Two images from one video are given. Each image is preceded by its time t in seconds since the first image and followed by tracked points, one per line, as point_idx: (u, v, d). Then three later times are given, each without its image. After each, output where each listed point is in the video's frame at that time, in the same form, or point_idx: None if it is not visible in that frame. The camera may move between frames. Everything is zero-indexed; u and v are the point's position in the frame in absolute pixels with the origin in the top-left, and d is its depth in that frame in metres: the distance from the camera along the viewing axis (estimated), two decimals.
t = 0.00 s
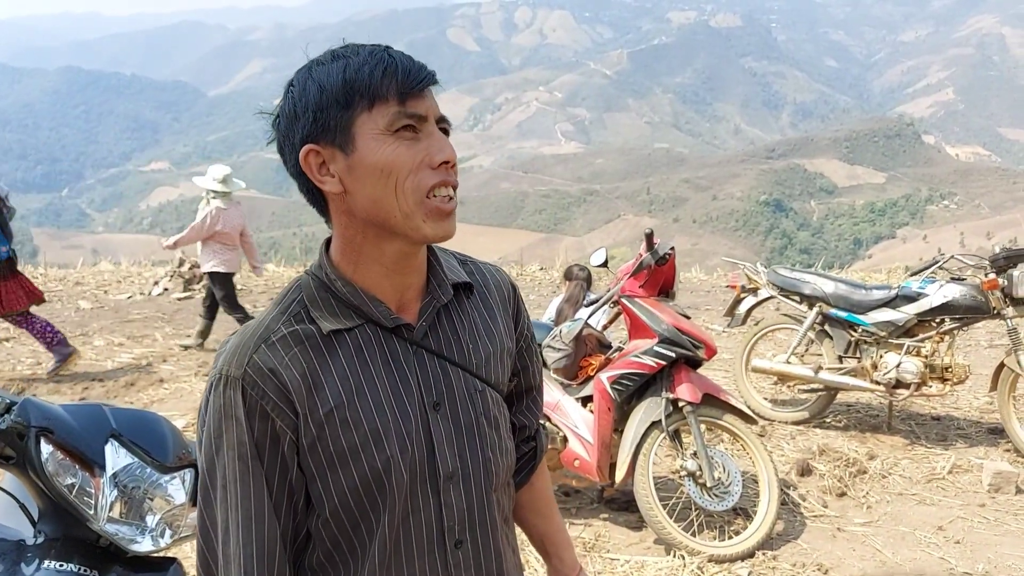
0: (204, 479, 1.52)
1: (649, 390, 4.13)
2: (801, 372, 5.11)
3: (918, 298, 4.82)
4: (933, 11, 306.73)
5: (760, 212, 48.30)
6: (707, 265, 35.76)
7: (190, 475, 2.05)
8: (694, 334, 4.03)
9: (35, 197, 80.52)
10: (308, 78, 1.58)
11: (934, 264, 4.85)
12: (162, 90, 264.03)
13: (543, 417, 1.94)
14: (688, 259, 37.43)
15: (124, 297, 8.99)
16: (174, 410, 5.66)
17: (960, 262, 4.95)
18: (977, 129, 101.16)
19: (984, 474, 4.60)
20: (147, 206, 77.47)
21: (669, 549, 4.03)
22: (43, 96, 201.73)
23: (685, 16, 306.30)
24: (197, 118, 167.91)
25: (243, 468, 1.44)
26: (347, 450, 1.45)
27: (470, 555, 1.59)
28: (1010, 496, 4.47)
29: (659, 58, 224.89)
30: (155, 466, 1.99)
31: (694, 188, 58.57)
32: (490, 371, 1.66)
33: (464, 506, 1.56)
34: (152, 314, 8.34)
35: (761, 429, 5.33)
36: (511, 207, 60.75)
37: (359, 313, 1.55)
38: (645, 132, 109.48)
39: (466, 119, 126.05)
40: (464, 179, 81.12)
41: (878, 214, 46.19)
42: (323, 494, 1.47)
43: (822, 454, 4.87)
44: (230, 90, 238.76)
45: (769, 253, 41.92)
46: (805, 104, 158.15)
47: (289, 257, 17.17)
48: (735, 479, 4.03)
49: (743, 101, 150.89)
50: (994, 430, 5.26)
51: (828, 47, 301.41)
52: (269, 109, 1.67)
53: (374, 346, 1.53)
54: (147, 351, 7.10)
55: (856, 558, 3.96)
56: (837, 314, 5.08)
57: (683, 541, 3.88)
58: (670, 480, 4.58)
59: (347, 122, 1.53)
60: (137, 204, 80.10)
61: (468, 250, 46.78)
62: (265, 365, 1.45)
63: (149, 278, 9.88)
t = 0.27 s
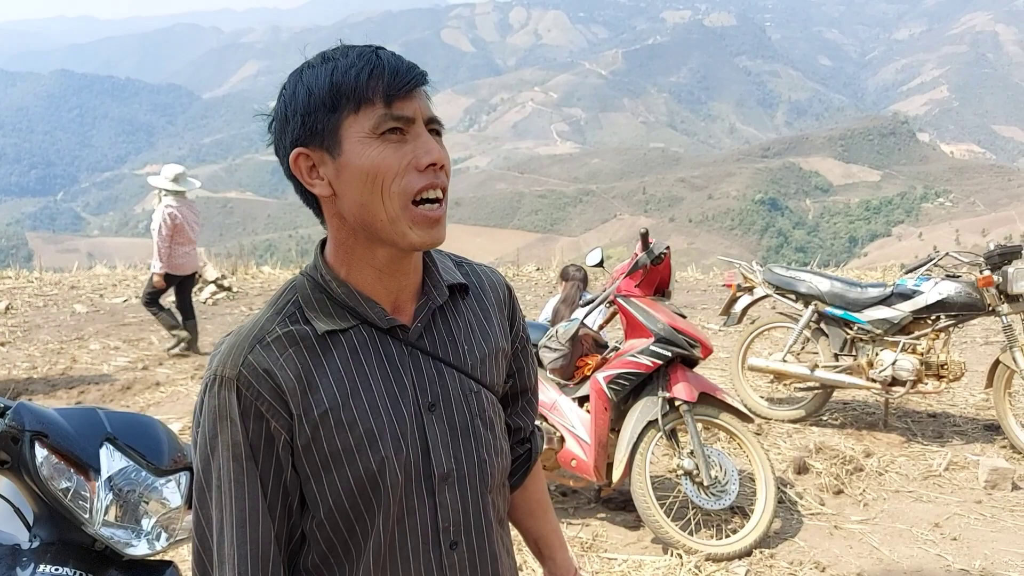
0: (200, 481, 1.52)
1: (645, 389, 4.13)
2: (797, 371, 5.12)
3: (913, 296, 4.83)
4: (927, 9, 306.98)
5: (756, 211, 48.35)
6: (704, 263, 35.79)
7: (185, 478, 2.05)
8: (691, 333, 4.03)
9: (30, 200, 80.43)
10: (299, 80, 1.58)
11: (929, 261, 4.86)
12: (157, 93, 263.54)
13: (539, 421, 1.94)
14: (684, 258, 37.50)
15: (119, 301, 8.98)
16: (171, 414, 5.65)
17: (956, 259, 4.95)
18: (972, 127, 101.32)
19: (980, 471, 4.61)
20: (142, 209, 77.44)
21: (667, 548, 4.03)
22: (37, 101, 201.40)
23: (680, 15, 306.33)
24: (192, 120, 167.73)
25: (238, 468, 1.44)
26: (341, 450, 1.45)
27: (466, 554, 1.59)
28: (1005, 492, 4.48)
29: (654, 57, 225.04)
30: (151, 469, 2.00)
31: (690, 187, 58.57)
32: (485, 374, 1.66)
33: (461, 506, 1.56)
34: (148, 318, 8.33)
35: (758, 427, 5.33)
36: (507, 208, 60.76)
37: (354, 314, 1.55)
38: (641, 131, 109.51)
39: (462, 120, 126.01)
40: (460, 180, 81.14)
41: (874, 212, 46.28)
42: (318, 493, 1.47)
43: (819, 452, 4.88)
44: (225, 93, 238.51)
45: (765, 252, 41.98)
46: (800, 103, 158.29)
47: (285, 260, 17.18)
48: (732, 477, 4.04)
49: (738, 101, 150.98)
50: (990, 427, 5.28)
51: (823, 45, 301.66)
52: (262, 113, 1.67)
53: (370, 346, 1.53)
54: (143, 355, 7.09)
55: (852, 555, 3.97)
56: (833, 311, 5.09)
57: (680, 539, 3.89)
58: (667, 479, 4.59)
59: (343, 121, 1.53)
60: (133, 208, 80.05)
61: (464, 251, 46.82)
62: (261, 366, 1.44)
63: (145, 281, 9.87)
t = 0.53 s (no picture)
0: (188, 476, 1.51)
1: (640, 388, 4.13)
2: (791, 369, 5.13)
3: (906, 293, 4.85)
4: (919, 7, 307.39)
5: (750, 210, 48.43)
6: (697, 262, 35.77)
7: (177, 478, 2.06)
8: (684, 331, 4.04)
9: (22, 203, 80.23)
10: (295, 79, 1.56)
11: (922, 258, 4.88)
12: (148, 94, 262.42)
13: (535, 424, 1.95)
14: (678, 257, 37.59)
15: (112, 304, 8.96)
16: (164, 416, 5.63)
17: (949, 257, 4.96)
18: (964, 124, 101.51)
19: (974, 467, 4.62)
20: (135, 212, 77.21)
21: (662, 547, 4.04)
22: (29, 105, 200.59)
23: (673, 15, 306.26)
24: (183, 122, 167.03)
25: (228, 467, 1.43)
26: (331, 446, 1.45)
27: (458, 553, 1.59)
28: (999, 488, 4.50)
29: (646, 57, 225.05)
30: (144, 472, 2.01)
31: (684, 187, 58.61)
32: (480, 374, 1.66)
33: (450, 506, 1.56)
34: (141, 320, 8.32)
35: (753, 426, 5.34)
36: (501, 209, 60.73)
37: (347, 309, 1.54)
38: (634, 131, 109.53)
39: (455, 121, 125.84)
40: (454, 181, 81.06)
41: (867, 210, 46.39)
42: (307, 489, 1.46)
43: (813, 450, 4.89)
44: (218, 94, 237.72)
45: (759, 250, 42.01)
46: (792, 102, 158.41)
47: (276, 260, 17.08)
48: (726, 475, 4.04)
49: (731, 100, 151.01)
50: (983, 423, 5.30)
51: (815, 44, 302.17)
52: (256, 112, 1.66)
53: (362, 345, 1.52)
54: (137, 357, 7.09)
55: (846, 551, 3.98)
56: (826, 310, 5.10)
57: (677, 538, 3.89)
58: (661, 477, 4.60)
59: (332, 116, 1.53)
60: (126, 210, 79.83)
61: (459, 252, 46.87)
62: (252, 359, 1.44)
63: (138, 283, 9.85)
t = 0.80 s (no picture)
0: (173, 473, 1.49)
1: (629, 388, 4.14)
2: (780, 367, 5.15)
3: (894, 292, 4.87)
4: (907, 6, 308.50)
5: (740, 209, 48.54)
6: (687, 262, 35.85)
7: (161, 480, 2.05)
8: (674, 330, 4.04)
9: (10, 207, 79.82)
10: (280, 76, 1.54)
11: (910, 257, 4.90)
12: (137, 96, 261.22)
13: (524, 425, 1.93)
14: (669, 256, 37.67)
15: (101, 306, 8.94)
16: (152, 419, 5.60)
17: (937, 255, 4.99)
18: (952, 123, 101.96)
19: (963, 465, 4.63)
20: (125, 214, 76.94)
21: (652, 546, 4.04)
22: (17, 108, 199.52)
23: (662, 15, 306.50)
24: (172, 123, 166.36)
25: (211, 466, 1.41)
26: (318, 448, 1.43)
27: (446, 555, 1.57)
28: (988, 485, 4.51)
29: (637, 57, 225.22)
30: (128, 475, 2.00)
31: (675, 186, 58.74)
32: (468, 376, 1.64)
33: (438, 508, 1.54)
34: (130, 322, 8.29)
35: (743, 424, 5.36)
36: (493, 209, 60.72)
37: (330, 308, 1.52)
38: (625, 131, 109.67)
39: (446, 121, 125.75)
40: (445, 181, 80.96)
41: (856, 208, 46.57)
42: (293, 490, 1.44)
43: (804, 448, 4.89)
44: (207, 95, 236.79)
45: (750, 249, 42.11)
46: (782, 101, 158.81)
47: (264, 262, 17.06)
48: (716, 474, 4.04)
49: (722, 100, 151.27)
50: (973, 420, 5.31)
51: (805, 43, 303.05)
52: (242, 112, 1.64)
53: (348, 345, 1.50)
54: (124, 359, 7.08)
55: (836, 549, 3.99)
56: (815, 308, 5.12)
57: (665, 537, 3.89)
58: (652, 477, 4.61)
59: (312, 114, 1.51)
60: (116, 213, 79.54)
61: (450, 252, 46.88)
62: (236, 357, 1.42)
63: (127, 285, 9.81)
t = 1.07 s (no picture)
0: (171, 472, 1.49)
1: (622, 387, 4.14)
2: (772, 366, 5.17)
3: (884, 291, 4.89)
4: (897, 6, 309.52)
5: (732, 208, 48.64)
6: (679, 262, 35.88)
7: (155, 485, 2.05)
8: (666, 330, 4.05)
9: None
10: (273, 75, 1.53)
11: (901, 256, 4.92)
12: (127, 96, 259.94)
13: (516, 427, 1.92)
14: (662, 255, 37.74)
15: (91, 308, 8.89)
16: (144, 421, 5.57)
17: (928, 254, 5.01)
18: (942, 122, 102.41)
19: (953, 462, 4.66)
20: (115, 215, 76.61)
21: (646, 546, 4.04)
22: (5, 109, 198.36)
23: (654, 15, 306.61)
24: (163, 124, 165.65)
25: (205, 461, 1.39)
26: (311, 445, 1.42)
27: (439, 557, 1.56)
28: (978, 482, 4.54)
29: (628, 57, 225.36)
30: (121, 477, 1.99)
31: (666, 186, 58.83)
32: (462, 374, 1.64)
33: (432, 507, 1.54)
34: (121, 324, 8.26)
35: (735, 423, 5.37)
36: (485, 209, 60.68)
37: (325, 307, 1.52)
38: (616, 130, 109.76)
39: (437, 122, 125.58)
40: (437, 181, 80.85)
41: (847, 208, 46.74)
42: (288, 488, 1.43)
43: (796, 446, 4.91)
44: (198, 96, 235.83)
45: (741, 248, 42.18)
46: (773, 101, 159.17)
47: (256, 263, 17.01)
48: (709, 473, 4.05)
49: (713, 99, 151.55)
50: (963, 418, 5.34)
51: (795, 43, 303.87)
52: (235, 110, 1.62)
53: (342, 344, 1.49)
54: (115, 361, 7.04)
55: (828, 548, 4.00)
56: (806, 307, 5.14)
57: (658, 536, 3.90)
58: (645, 476, 4.62)
59: (304, 119, 1.51)
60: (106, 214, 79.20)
61: (443, 253, 46.92)
62: (230, 356, 1.41)
63: (118, 287, 9.77)
